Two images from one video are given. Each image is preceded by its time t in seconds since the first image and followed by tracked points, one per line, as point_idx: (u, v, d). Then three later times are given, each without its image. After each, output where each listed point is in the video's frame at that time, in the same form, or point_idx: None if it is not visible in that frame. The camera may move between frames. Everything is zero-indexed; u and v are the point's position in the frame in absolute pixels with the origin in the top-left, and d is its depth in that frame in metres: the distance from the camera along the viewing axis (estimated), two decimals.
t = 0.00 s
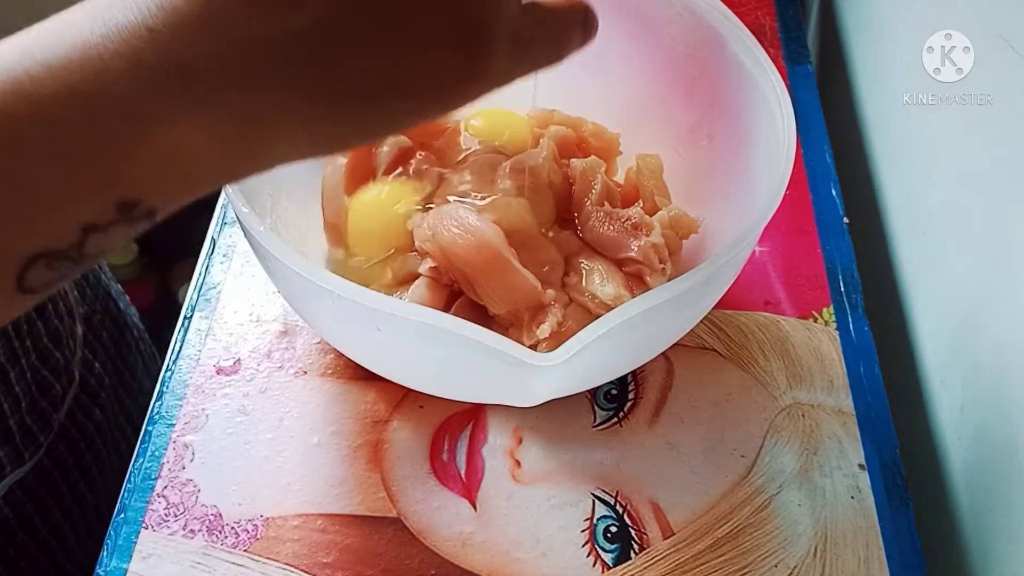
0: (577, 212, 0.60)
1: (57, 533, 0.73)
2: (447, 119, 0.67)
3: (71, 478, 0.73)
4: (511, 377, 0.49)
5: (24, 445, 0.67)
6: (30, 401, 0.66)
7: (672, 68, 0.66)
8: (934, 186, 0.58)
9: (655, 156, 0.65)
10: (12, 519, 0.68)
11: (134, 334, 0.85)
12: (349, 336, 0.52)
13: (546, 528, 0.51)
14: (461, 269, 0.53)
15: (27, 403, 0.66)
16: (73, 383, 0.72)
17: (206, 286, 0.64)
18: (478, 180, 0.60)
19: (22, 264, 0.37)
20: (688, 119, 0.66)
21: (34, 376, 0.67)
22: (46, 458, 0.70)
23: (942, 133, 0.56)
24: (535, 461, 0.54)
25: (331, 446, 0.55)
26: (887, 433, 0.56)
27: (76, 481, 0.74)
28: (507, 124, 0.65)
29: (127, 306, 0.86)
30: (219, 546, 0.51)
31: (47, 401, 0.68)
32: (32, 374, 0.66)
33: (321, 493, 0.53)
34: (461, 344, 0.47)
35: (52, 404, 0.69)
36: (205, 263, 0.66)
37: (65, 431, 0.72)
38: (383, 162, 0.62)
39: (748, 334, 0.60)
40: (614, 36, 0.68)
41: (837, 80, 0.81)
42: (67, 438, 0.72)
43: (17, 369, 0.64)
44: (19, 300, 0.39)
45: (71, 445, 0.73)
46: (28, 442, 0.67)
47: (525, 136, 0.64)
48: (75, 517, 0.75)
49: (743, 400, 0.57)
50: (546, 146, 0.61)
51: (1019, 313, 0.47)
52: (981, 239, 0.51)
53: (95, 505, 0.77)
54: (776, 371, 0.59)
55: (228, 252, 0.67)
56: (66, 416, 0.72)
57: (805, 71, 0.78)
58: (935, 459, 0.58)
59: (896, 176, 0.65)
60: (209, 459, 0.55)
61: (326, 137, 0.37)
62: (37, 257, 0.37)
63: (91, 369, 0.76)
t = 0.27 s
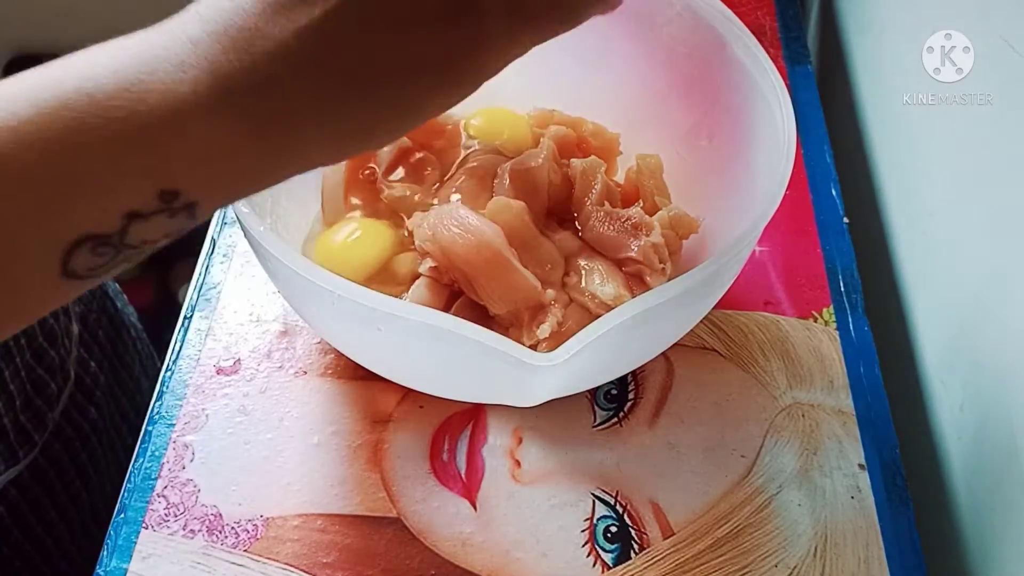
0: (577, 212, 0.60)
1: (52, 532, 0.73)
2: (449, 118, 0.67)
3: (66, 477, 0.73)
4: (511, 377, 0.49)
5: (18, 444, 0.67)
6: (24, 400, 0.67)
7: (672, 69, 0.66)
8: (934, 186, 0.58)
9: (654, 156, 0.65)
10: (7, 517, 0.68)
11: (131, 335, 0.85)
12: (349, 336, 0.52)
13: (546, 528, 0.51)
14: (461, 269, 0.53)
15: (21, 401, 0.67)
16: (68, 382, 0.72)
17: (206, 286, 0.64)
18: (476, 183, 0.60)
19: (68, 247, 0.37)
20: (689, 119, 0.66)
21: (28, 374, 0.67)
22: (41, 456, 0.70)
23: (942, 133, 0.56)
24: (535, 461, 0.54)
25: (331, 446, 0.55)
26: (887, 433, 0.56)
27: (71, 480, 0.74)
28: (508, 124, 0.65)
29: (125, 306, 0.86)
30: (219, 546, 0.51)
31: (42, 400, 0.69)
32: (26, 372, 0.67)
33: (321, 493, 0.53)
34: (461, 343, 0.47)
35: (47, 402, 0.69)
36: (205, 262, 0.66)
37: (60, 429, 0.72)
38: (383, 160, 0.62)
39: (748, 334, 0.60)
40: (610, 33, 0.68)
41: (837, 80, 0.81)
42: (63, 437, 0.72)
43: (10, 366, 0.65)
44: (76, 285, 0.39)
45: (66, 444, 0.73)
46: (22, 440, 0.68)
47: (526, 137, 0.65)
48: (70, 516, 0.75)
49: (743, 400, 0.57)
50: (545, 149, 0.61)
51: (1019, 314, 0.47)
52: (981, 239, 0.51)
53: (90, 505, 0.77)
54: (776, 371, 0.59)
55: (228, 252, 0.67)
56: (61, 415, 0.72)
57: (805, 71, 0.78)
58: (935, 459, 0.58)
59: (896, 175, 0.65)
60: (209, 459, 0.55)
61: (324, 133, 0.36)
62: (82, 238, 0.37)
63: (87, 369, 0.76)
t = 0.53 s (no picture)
0: (577, 212, 0.60)
1: (49, 529, 0.73)
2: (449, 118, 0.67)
3: (63, 473, 0.73)
4: (512, 377, 0.49)
5: (15, 441, 0.67)
6: (22, 396, 0.67)
7: (672, 68, 0.66)
8: (934, 186, 0.58)
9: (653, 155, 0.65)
10: (4, 514, 0.68)
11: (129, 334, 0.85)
12: (349, 335, 0.52)
13: (546, 528, 0.51)
14: (461, 269, 0.53)
15: (19, 397, 0.67)
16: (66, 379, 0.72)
17: (206, 286, 0.64)
18: (475, 183, 0.60)
19: (126, 246, 0.36)
20: (689, 119, 0.66)
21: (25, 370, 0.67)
22: (38, 453, 0.70)
23: (943, 133, 0.56)
24: (535, 461, 0.54)
25: (331, 446, 0.55)
26: (887, 433, 0.55)
27: (68, 476, 0.74)
28: (508, 123, 0.65)
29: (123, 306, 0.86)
30: (219, 546, 0.51)
31: (38, 396, 0.69)
32: (23, 369, 0.67)
33: (321, 493, 0.53)
34: (461, 343, 0.47)
35: (43, 399, 0.69)
36: (204, 262, 0.66)
37: (56, 426, 0.72)
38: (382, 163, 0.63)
39: (748, 334, 0.60)
40: (608, 32, 0.68)
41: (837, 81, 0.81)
42: (59, 434, 0.72)
43: (9, 364, 0.65)
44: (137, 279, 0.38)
45: (63, 441, 0.73)
46: (20, 437, 0.68)
47: (526, 136, 0.65)
48: (66, 513, 0.75)
49: (743, 400, 0.57)
50: (546, 147, 0.61)
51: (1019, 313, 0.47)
52: (982, 238, 0.51)
53: (86, 502, 0.77)
54: (776, 371, 0.59)
55: (227, 252, 0.67)
56: (58, 412, 0.72)
57: (805, 71, 0.78)
58: (935, 459, 0.58)
59: (897, 175, 0.65)
60: (209, 458, 0.55)
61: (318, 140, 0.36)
62: (138, 237, 0.36)
63: (83, 367, 0.76)
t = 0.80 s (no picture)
0: (577, 213, 0.60)
1: (52, 525, 0.73)
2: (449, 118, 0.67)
3: (66, 470, 0.73)
4: (512, 377, 0.49)
5: (18, 436, 0.67)
6: (26, 392, 0.67)
7: (672, 68, 0.66)
8: (934, 186, 0.58)
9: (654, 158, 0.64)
10: (8, 510, 0.68)
11: (132, 330, 0.85)
12: (349, 335, 0.52)
13: (546, 528, 0.51)
14: (461, 269, 0.53)
15: (23, 393, 0.66)
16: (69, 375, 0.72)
17: (206, 286, 0.64)
18: (475, 183, 0.60)
19: (150, 237, 0.38)
20: (689, 119, 0.66)
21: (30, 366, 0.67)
22: (41, 449, 0.70)
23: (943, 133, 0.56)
24: (535, 461, 0.54)
25: (332, 446, 0.55)
26: (887, 433, 0.55)
27: (70, 472, 0.74)
28: (507, 122, 0.65)
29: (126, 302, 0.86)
30: (219, 546, 0.51)
31: (43, 392, 0.69)
32: (28, 366, 0.67)
33: (321, 493, 0.53)
34: (461, 343, 0.47)
35: (48, 395, 0.69)
36: (205, 261, 0.66)
37: (59, 423, 0.72)
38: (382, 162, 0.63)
39: (748, 334, 0.60)
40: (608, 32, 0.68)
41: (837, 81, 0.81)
42: (62, 431, 0.72)
43: (15, 359, 0.64)
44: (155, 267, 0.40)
45: (66, 438, 0.73)
46: (23, 433, 0.67)
47: (526, 136, 0.64)
48: (69, 509, 0.75)
49: (743, 400, 0.57)
50: (546, 147, 0.61)
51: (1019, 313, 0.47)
52: (982, 238, 0.51)
53: (89, 499, 0.77)
54: (776, 371, 0.59)
55: (228, 252, 0.67)
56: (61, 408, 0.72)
57: (805, 71, 0.78)
58: (935, 459, 0.58)
59: (896, 175, 0.65)
60: (209, 458, 0.55)
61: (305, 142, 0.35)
62: (161, 229, 0.38)
63: (86, 363, 0.76)
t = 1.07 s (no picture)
0: (577, 213, 0.60)
1: (58, 521, 0.73)
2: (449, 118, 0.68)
3: (71, 466, 0.73)
4: (511, 377, 0.49)
5: (24, 433, 0.67)
6: (32, 388, 0.67)
7: (672, 68, 0.66)
8: (934, 186, 0.58)
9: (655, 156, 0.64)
10: (13, 507, 0.68)
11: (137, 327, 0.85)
12: (349, 335, 0.52)
13: (546, 528, 0.51)
14: (461, 269, 0.53)
15: (29, 389, 0.66)
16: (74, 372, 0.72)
17: (206, 286, 0.64)
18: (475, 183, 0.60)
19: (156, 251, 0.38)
20: (689, 119, 0.66)
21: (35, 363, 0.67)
22: (47, 445, 0.70)
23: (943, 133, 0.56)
24: (535, 461, 0.54)
25: (332, 446, 0.55)
26: (887, 434, 0.55)
27: (75, 469, 0.74)
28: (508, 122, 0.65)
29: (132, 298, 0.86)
30: (219, 546, 0.51)
31: (48, 389, 0.69)
32: (34, 362, 0.67)
33: (321, 493, 0.53)
34: (461, 343, 0.47)
35: (53, 391, 0.69)
36: (205, 260, 0.66)
37: (64, 419, 0.72)
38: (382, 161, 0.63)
39: (748, 334, 0.60)
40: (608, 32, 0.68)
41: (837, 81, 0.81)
42: (67, 427, 0.72)
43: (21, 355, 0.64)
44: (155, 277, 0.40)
45: (71, 434, 0.73)
46: (29, 430, 0.67)
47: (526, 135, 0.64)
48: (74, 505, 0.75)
49: (743, 400, 0.57)
50: (546, 146, 0.61)
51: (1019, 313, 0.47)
52: (982, 238, 0.51)
53: (94, 495, 0.77)
54: (776, 371, 0.59)
55: (228, 252, 0.67)
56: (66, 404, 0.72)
57: (805, 71, 0.78)
58: (936, 459, 0.58)
59: (896, 175, 0.65)
60: (209, 458, 0.55)
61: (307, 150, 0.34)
62: (169, 243, 0.38)
63: (92, 360, 0.76)
